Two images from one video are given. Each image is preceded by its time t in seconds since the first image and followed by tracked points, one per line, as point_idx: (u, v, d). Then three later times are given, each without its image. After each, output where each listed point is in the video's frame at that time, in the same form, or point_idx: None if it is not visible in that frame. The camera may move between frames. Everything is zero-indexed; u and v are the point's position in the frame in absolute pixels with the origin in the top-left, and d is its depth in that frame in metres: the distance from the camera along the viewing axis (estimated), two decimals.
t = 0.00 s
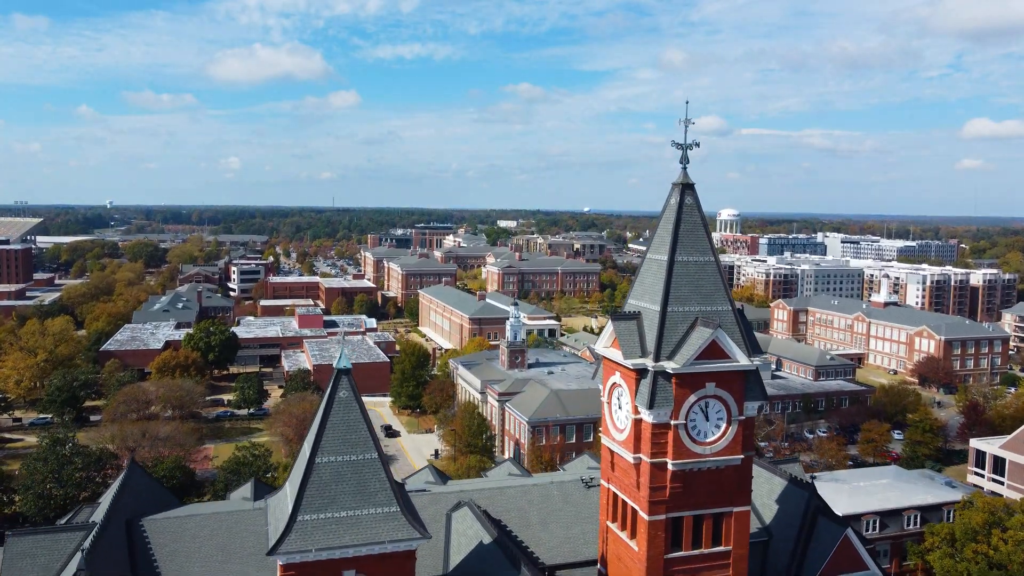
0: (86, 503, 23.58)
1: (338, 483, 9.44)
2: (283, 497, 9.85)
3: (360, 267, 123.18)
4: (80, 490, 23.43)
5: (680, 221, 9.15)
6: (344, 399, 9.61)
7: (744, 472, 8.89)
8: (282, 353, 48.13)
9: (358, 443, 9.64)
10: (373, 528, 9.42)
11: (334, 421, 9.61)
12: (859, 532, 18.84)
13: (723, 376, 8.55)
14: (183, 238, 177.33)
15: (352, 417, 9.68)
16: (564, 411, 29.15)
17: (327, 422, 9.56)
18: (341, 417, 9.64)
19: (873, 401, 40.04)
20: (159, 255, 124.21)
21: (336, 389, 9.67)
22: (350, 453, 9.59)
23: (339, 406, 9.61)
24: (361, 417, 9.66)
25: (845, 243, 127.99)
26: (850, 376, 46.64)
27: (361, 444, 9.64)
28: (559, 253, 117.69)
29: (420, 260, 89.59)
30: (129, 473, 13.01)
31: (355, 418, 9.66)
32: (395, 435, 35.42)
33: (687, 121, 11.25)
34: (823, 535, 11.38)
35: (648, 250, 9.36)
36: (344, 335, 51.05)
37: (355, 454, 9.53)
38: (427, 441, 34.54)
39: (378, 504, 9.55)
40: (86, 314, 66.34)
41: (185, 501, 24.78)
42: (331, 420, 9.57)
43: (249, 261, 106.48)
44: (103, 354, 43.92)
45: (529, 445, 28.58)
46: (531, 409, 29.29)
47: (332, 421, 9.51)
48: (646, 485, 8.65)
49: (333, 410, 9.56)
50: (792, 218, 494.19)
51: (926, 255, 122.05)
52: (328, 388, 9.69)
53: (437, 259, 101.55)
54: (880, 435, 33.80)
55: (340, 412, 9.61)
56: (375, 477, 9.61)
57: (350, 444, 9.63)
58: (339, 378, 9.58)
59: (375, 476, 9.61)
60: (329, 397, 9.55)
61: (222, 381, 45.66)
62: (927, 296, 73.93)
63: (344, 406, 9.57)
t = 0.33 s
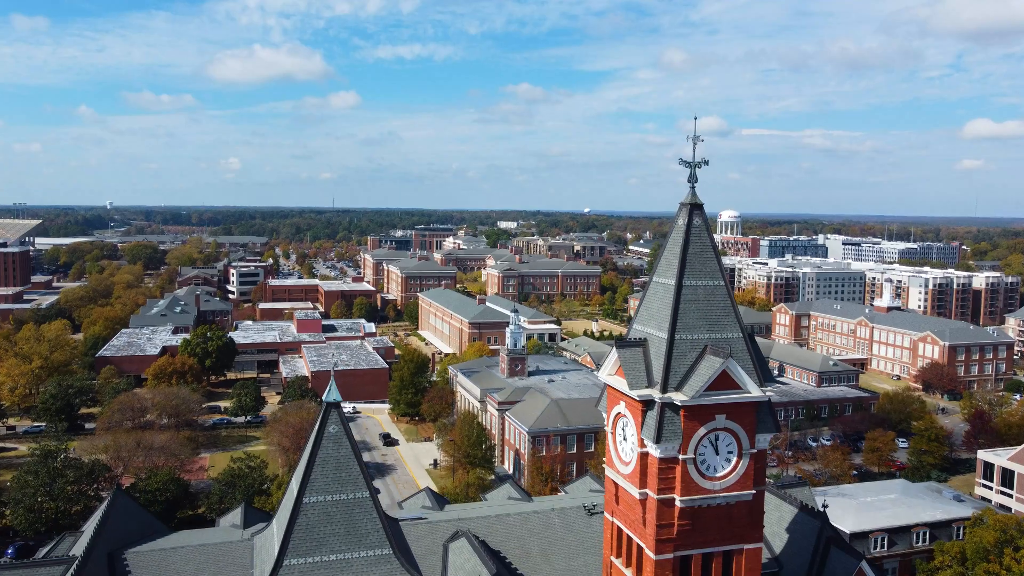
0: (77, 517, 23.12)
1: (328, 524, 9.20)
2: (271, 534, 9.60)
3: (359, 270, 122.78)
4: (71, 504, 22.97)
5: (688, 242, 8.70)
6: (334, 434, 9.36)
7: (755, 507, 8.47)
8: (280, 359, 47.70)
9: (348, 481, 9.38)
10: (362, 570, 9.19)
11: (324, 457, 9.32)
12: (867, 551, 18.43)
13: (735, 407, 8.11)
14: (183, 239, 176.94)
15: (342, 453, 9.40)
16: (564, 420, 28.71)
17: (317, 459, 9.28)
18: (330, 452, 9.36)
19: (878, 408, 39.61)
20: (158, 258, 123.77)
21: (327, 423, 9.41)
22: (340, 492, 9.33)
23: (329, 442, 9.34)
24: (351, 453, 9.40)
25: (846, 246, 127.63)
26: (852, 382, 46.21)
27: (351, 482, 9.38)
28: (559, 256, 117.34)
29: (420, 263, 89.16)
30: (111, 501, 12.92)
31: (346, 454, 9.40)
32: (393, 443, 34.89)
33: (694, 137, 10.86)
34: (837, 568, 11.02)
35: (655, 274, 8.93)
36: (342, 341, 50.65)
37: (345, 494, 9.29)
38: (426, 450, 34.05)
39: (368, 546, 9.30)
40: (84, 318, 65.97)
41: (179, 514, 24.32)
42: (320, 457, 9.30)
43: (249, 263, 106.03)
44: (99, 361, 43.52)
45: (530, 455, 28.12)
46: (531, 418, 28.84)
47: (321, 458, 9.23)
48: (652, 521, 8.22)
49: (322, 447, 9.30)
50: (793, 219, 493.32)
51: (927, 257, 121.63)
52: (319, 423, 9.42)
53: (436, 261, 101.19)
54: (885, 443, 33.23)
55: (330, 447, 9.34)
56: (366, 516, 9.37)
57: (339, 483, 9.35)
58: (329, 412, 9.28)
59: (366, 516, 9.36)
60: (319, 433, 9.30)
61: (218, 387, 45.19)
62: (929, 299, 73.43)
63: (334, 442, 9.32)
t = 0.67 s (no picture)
0: (69, 531, 22.78)
1: (315, 570, 8.89)
2: None
3: (359, 272, 122.38)
4: (63, 518, 22.62)
5: (698, 267, 8.27)
6: (322, 473, 9.09)
7: (769, 547, 8.02)
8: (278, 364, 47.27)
9: (338, 523, 9.09)
10: None
11: (312, 498, 9.06)
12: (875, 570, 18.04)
13: (747, 443, 7.68)
14: (182, 241, 176.60)
15: (332, 494, 9.12)
16: (565, 430, 28.31)
17: (304, 500, 9.02)
18: (319, 493, 9.08)
19: (882, 415, 39.15)
20: (157, 259, 123.31)
21: (315, 461, 9.14)
22: (329, 535, 9.05)
23: (317, 481, 9.08)
24: (340, 494, 9.12)
25: (847, 248, 127.11)
26: (855, 388, 45.77)
27: (340, 524, 9.09)
28: (559, 258, 116.92)
29: (420, 265, 88.74)
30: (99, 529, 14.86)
31: (335, 496, 9.12)
32: (391, 452, 34.45)
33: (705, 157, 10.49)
34: None
35: (663, 299, 8.50)
36: (341, 346, 50.23)
37: (334, 537, 9.00)
38: (426, 459, 33.61)
39: None
40: (81, 322, 65.59)
41: (173, 527, 24.05)
42: (308, 498, 9.03)
43: (248, 265, 105.63)
44: (95, 367, 43.09)
45: (530, 466, 27.68)
46: (531, 428, 28.41)
47: (308, 500, 8.98)
48: (660, 562, 7.77)
49: (310, 487, 9.04)
50: (793, 219, 493.22)
51: (929, 259, 121.05)
52: (308, 462, 9.16)
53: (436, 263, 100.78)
54: (890, 453, 32.70)
55: (319, 488, 9.07)
56: (356, 562, 9.06)
57: (329, 525, 9.07)
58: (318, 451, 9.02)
59: (355, 560, 9.05)
60: (307, 472, 9.05)
61: (216, 394, 44.75)
62: (932, 303, 72.80)
63: (322, 482, 9.05)
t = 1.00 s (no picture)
0: (61, 545, 22.36)
1: None
2: None
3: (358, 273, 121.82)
4: (54, 532, 22.15)
5: (709, 295, 7.83)
6: (310, 518, 9.44)
7: None
8: (275, 370, 46.86)
9: (325, 567, 9.40)
10: None
11: (300, 543, 9.38)
12: None
13: (761, 483, 7.25)
14: (182, 242, 175.95)
15: (320, 539, 9.45)
16: (566, 440, 27.85)
17: (292, 544, 9.34)
18: (306, 536, 9.42)
19: (886, 422, 38.68)
20: (156, 261, 122.77)
21: (303, 506, 9.48)
22: None
23: (305, 527, 9.42)
24: (328, 538, 9.45)
25: (848, 250, 126.64)
26: (859, 394, 45.33)
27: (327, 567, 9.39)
28: (559, 260, 116.47)
29: (419, 268, 88.23)
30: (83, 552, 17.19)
31: (324, 540, 9.45)
32: (390, 460, 34.03)
33: (716, 178, 10.09)
34: None
35: (671, 328, 8.08)
36: (339, 351, 49.80)
37: None
38: (424, 468, 33.19)
39: None
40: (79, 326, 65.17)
41: (166, 541, 23.70)
42: (296, 543, 9.35)
43: (246, 267, 105.03)
44: (91, 373, 42.65)
45: (530, 476, 27.25)
46: (531, 438, 27.98)
47: (297, 543, 9.32)
48: None
49: (298, 533, 9.38)
50: (793, 220, 492.45)
51: (930, 261, 120.55)
52: (297, 507, 9.50)
53: (436, 266, 100.31)
54: (895, 462, 32.23)
55: (307, 533, 9.42)
56: None
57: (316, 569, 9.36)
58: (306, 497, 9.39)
59: None
60: (295, 517, 9.41)
61: (213, 400, 44.30)
62: (934, 306, 72.39)
63: (311, 527, 9.39)
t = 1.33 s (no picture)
0: (52, 560, 21.84)
1: None
2: None
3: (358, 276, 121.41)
4: (45, 547, 21.64)
5: (721, 324, 7.59)
6: (296, 566, 10.09)
7: None
8: (274, 376, 46.46)
9: None
10: None
11: None
12: None
13: (777, 526, 6.89)
14: (181, 242, 175.52)
15: None
16: (567, 451, 27.41)
17: None
18: None
19: (891, 430, 38.20)
20: (155, 263, 122.43)
21: (290, 555, 10.13)
22: None
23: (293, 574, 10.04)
24: None
25: (849, 252, 126.20)
26: (862, 401, 44.86)
27: None
28: (559, 262, 116.02)
29: (419, 271, 87.77)
30: None
31: None
32: (388, 470, 33.60)
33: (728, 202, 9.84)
34: None
35: (680, 359, 7.83)
36: (338, 357, 49.39)
37: None
38: (423, 478, 32.76)
39: None
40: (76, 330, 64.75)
41: (160, 556, 23.24)
42: None
43: (246, 269, 104.63)
44: (87, 380, 42.24)
45: (530, 488, 26.81)
46: (531, 449, 27.54)
47: None
48: None
49: None
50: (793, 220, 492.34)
51: (932, 263, 120.07)
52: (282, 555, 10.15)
53: (436, 268, 99.87)
54: (900, 472, 31.78)
55: None
56: None
57: None
58: (293, 545, 10.10)
59: None
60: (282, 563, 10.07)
61: (210, 407, 43.87)
62: (936, 309, 72.01)
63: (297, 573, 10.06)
